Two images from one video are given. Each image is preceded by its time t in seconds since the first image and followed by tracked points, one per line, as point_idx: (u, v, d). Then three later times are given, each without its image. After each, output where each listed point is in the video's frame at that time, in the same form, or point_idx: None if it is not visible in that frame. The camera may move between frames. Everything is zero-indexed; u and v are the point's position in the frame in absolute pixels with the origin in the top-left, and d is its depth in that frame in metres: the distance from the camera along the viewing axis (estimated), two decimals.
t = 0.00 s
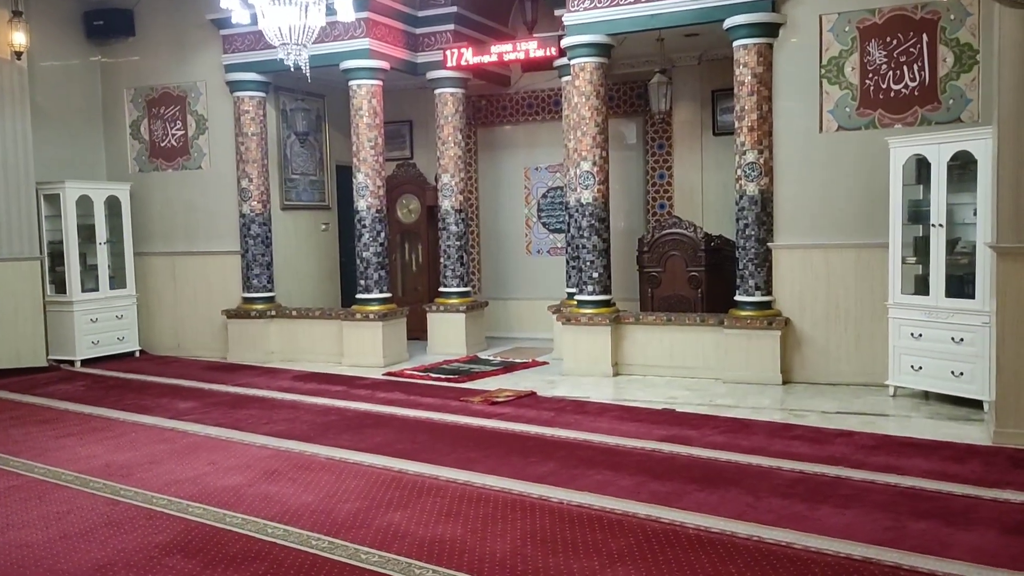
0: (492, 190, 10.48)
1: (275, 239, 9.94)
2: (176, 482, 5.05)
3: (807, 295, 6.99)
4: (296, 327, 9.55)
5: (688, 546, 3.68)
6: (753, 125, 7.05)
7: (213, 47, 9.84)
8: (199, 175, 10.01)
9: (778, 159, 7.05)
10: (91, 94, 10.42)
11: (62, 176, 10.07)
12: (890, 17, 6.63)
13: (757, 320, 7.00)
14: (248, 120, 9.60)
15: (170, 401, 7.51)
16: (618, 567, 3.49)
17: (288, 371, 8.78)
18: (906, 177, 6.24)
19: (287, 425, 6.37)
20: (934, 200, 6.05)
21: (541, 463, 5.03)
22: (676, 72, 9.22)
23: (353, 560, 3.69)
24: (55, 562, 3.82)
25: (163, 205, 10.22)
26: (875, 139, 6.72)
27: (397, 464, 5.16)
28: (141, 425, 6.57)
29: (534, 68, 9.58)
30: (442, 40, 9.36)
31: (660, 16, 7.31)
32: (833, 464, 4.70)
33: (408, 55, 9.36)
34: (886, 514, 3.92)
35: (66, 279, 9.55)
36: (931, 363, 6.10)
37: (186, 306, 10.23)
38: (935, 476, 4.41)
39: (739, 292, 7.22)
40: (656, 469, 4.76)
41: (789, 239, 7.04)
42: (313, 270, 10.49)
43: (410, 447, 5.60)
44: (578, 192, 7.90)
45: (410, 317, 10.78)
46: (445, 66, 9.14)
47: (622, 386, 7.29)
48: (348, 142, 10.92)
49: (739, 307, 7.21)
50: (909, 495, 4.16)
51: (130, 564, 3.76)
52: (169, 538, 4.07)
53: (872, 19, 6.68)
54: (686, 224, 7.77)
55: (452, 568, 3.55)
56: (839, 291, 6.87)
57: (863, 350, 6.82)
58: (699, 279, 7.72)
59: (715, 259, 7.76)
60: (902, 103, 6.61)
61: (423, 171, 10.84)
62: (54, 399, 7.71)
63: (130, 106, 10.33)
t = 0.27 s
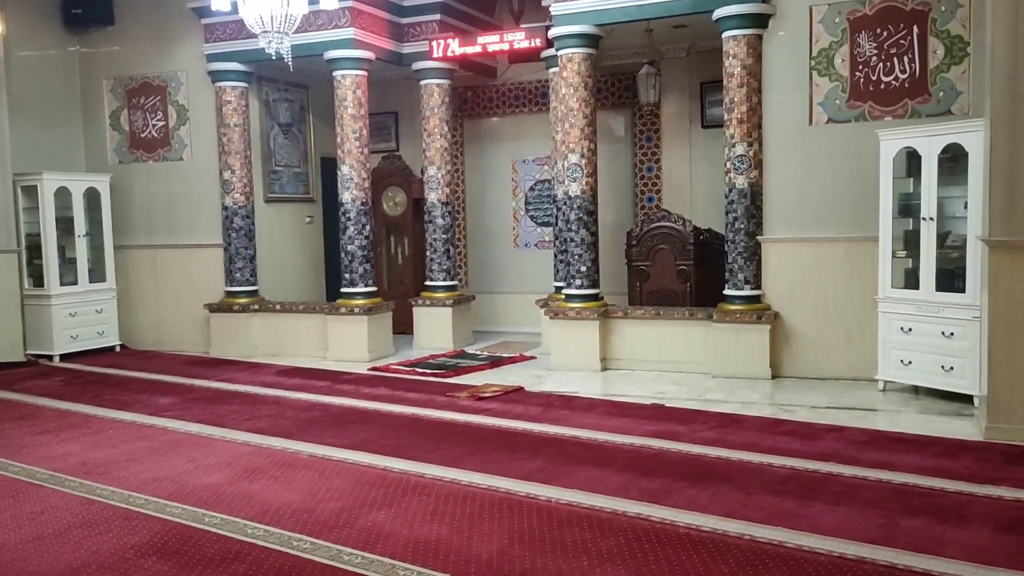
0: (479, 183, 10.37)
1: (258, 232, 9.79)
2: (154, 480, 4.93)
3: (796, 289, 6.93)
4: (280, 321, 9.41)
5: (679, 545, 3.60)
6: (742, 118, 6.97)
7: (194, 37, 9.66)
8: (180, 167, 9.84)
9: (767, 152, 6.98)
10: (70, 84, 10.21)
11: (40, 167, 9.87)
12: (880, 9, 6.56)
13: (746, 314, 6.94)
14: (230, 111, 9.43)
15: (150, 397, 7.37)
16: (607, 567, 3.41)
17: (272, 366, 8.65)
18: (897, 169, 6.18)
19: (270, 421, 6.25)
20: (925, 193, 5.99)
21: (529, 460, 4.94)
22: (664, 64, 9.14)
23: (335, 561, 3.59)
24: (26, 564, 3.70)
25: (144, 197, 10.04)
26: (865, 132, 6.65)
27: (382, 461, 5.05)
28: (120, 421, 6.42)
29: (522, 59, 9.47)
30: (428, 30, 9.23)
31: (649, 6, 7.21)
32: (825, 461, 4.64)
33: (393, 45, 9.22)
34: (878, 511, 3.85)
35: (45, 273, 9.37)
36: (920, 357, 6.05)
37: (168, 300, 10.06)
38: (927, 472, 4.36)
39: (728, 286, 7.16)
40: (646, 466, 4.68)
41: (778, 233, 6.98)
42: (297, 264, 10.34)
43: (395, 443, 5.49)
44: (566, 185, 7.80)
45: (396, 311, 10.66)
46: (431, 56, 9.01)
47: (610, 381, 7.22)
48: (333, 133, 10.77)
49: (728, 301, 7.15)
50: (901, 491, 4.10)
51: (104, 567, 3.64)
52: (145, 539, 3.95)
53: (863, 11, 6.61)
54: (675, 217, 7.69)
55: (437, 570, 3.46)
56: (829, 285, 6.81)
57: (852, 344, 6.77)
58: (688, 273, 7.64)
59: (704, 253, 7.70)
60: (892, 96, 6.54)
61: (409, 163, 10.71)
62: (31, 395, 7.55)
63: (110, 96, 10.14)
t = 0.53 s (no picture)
0: (464, 178, 10.22)
1: (237, 228, 9.58)
2: (125, 485, 4.75)
3: (785, 287, 6.84)
4: (259, 318, 9.22)
5: (670, 553, 3.48)
6: (730, 113, 6.87)
7: (172, 27, 9.43)
8: (157, 161, 9.61)
9: (755, 149, 6.88)
10: (43, 75, 9.95)
11: (12, 160, 9.61)
12: (870, 4, 6.44)
13: (734, 312, 6.85)
14: (209, 103, 9.22)
15: (124, 397, 7.17)
16: None
17: (251, 365, 8.47)
18: (886, 166, 6.09)
19: (247, 423, 6.08)
20: (914, 192, 5.89)
21: (514, 463, 4.81)
22: (651, 58, 9.02)
23: (312, 572, 3.44)
24: None
25: (120, 191, 9.81)
26: (855, 128, 6.55)
27: (363, 465, 4.91)
28: (92, 423, 6.23)
29: (507, 53, 9.32)
30: (412, 23, 9.06)
31: None
32: (816, 463, 4.54)
33: (376, 38, 9.04)
34: (873, 517, 3.76)
35: (16, 268, 9.13)
36: (910, 357, 5.98)
37: (145, 296, 9.84)
38: (921, 476, 4.27)
39: (716, 284, 7.07)
40: (634, 470, 4.57)
41: (766, 230, 6.89)
42: (277, 260, 10.15)
43: (376, 446, 5.35)
44: (552, 181, 7.66)
45: (378, 308, 10.50)
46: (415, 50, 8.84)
47: (596, 380, 7.10)
48: (315, 127, 10.57)
49: (715, 300, 7.06)
50: (895, 495, 4.01)
51: None
52: (113, 548, 3.79)
53: (852, 5, 6.50)
54: (662, 214, 7.58)
55: None
56: (818, 283, 6.73)
57: (841, 342, 6.70)
58: (676, 271, 7.54)
59: (691, 250, 7.60)
60: (882, 92, 6.42)
61: (392, 158, 10.54)
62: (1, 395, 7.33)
63: (84, 88, 9.89)
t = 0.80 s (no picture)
0: (447, 175, 10.05)
1: (215, 224, 9.36)
2: (93, 494, 4.56)
3: (773, 287, 6.74)
4: (238, 317, 9.01)
5: (661, 565, 3.35)
6: (718, 110, 6.74)
7: (147, 19, 9.18)
8: (132, 156, 9.37)
9: (744, 146, 6.76)
10: (14, 68, 9.67)
11: None
12: None
13: (722, 311, 6.74)
14: (185, 97, 8.99)
15: (96, 400, 6.95)
16: None
17: (228, 365, 8.27)
18: (876, 164, 5.98)
19: (223, 427, 5.90)
20: (905, 190, 5.79)
21: (499, 470, 4.67)
22: (637, 53, 8.89)
23: None
24: None
25: (94, 187, 9.56)
26: (844, 125, 6.44)
27: (342, 472, 4.74)
28: (61, 427, 6.02)
29: (491, 47, 9.15)
30: (394, 16, 8.87)
31: None
32: (809, 469, 4.43)
33: (357, 31, 8.84)
34: (869, 525, 3.65)
35: None
36: (901, 357, 5.88)
37: (119, 295, 9.61)
38: (916, 481, 4.17)
39: (704, 282, 6.95)
40: (622, 476, 4.44)
41: (755, 228, 6.77)
42: (256, 257, 9.94)
43: (357, 451, 5.18)
44: (537, 178, 7.51)
45: (360, 307, 10.32)
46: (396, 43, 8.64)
47: (582, 381, 6.97)
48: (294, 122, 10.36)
49: (703, 299, 6.94)
50: (891, 502, 3.90)
51: None
52: (77, 563, 3.61)
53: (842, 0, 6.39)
54: (649, 211, 7.45)
55: None
56: (807, 282, 6.63)
57: (830, 342, 6.60)
58: (663, 269, 7.42)
59: (679, 248, 7.48)
60: (871, 88, 6.32)
61: (374, 154, 10.35)
62: None
63: (57, 81, 9.62)
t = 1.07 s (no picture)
0: (432, 179, 9.90)
1: (194, 229, 9.16)
2: (61, 510, 4.37)
3: (764, 292, 6.63)
4: (218, 324, 8.81)
5: None
6: (707, 112, 6.63)
7: (124, 19, 8.99)
8: (109, 159, 9.16)
9: (734, 149, 6.65)
10: None
11: None
12: None
13: (712, 318, 6.62)
14: (163, 99, 8.79)
15: (70, 410, 6.74)
16: None
17: (208, 373, 8.06)
18: (868, 167, 5.89)
19: (200, 438, 5.71)
20: (898, 193, 5.70)
21: (484, 482, 4.51)
22: (624, 56, 8.78)
23: None
24: None
25: (70, 191, 9.34)
26: (836, 128, 6.34)
27: (321, 486, 4.57)
28: (31, 439, 5.82)
29: (476, 49, 9.01)
30: (378, 17, 8.71)
31: None
32: (803, 480, 4.30)
33: (340, 32, 8.67)
34: (868, 540, 3.51)
35: None
36: (894, 364, 5.77)
37: (96, 301, 9.38)
38: (914, 492, 4.04)
39: (693, 288, 6.83)
40: (612, 489, 4.29)
41: (746, 233, 6.66)
42: (237, 263, 9.74)
43: (337, 463, 5.01)
44: (523, 182, 7.37)
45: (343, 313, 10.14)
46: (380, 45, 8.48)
47: (570, 388, 6.83)
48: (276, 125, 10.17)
49: (693, 304, 6.82)
50: (889, 515, 3.77)
51: None
52: None
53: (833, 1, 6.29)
54: (638, 216, 7.32)
55: None
56: (798, 288, 6.52)
57: (822, 349, 6.49)
58: (652, 275, 7.29)
59: (668, 253, 7.35)
60: (863, 90, 6.22)
61: (358, 157, 10.19)
62: None
63: (32, 82, 9.40)
